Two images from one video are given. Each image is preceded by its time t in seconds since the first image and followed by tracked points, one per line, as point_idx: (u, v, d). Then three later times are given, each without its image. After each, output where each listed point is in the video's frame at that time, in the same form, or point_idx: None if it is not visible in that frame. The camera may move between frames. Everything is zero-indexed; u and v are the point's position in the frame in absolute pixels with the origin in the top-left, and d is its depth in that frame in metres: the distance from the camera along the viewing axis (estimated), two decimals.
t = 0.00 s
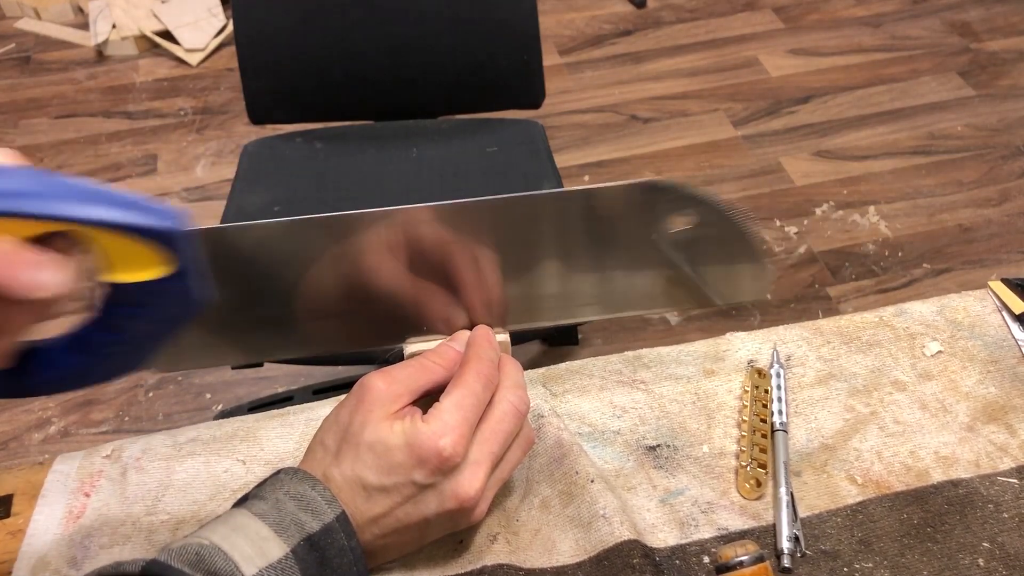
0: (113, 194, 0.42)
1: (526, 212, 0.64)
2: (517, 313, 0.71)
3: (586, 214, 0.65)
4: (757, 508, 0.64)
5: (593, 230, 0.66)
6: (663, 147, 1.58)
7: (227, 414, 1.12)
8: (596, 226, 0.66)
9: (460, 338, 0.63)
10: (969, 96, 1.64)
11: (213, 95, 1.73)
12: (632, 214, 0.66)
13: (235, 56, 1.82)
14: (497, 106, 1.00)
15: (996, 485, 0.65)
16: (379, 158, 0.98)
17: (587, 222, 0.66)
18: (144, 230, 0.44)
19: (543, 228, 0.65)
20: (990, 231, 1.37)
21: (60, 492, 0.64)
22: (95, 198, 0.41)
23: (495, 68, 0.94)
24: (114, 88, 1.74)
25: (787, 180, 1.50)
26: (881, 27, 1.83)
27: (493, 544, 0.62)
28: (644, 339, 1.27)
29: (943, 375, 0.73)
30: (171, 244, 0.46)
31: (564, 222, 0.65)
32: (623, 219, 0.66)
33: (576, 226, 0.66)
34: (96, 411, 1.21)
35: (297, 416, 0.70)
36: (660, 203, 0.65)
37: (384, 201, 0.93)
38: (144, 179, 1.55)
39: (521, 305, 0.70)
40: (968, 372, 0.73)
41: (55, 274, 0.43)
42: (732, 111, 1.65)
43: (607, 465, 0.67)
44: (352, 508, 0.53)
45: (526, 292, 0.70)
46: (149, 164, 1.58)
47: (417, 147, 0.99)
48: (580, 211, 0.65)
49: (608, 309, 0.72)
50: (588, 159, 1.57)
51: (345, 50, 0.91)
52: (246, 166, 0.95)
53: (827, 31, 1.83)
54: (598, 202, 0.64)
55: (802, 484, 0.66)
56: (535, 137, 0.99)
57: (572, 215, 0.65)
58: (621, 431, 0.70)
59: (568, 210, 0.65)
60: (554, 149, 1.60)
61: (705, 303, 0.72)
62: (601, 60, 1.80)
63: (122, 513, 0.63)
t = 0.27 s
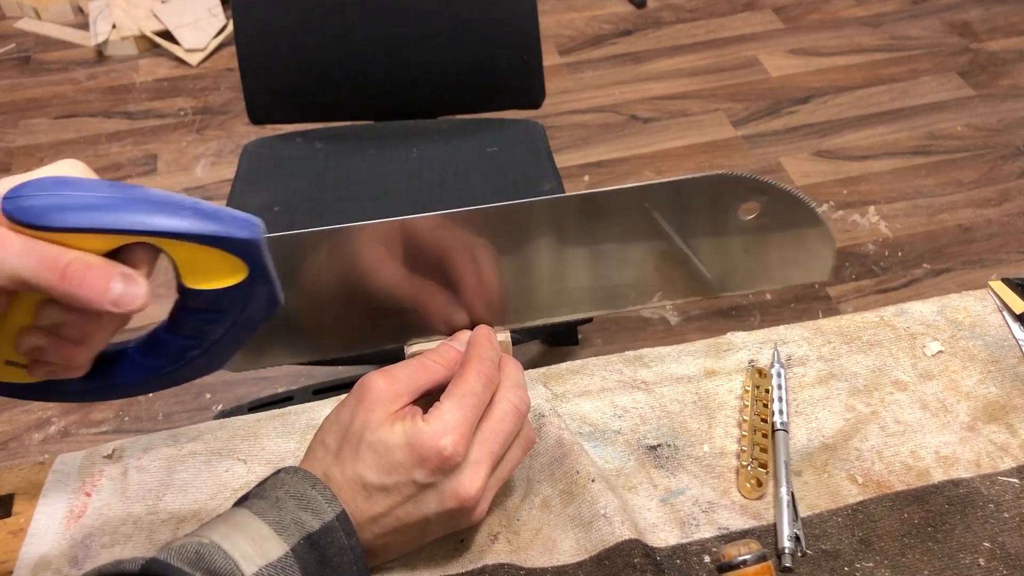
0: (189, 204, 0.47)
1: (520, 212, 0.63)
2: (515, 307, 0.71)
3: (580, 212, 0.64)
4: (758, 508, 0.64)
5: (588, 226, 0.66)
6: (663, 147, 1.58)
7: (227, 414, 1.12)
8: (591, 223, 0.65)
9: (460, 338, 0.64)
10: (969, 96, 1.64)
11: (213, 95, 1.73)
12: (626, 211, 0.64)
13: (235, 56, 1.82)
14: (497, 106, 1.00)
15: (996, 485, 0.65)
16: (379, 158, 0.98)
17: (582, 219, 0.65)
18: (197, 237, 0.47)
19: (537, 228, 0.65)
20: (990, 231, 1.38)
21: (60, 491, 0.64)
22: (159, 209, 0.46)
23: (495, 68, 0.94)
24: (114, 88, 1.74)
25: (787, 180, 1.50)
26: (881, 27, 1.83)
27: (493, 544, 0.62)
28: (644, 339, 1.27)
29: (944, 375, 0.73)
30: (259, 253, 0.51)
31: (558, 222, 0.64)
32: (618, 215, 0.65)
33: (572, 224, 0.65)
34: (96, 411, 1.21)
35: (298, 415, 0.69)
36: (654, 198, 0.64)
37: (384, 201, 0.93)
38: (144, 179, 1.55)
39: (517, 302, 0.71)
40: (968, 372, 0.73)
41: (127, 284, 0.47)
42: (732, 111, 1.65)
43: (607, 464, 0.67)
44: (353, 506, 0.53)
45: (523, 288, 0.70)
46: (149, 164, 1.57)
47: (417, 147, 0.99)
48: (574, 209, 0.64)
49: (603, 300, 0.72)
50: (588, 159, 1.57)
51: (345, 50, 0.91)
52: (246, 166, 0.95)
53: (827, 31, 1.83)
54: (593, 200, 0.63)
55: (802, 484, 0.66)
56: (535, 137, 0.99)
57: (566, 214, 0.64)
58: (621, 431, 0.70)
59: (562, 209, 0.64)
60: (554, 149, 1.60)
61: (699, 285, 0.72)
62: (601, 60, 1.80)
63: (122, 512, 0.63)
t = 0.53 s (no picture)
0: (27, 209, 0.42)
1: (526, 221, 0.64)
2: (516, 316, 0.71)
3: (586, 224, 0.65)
4: (758, 507, 0.64)
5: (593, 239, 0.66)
6: (663, 147, 1.58)
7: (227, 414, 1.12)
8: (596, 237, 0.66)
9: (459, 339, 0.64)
10: (969, 96, 1.64)
11: (213, 95, 1.73)
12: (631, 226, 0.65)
13: (235, 56, 1.82)
14: (498, 106, 1.00)
15: (997, 485, 0.65)
16: (380, 158, 0.98)
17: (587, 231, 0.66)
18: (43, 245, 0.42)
19: (537, 226, 0.65)
20: (990, 231, 1.38)
21: (61, 491, 0.64)
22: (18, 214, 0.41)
23: (495, 68, 0.94)
24: (114, 88, 1.74)
25: (787, 180, 1.50)
26: (881, 27, 1.83)
27: (495, 543, 0.62)
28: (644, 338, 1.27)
29: (944, 374, 0.73)
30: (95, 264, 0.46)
31: (559, 219, 0.65)
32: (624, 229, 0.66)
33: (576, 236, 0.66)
34: (96, 411, 1.21)
35: (299, 415, 0.69)
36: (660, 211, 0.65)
37: (385, 201, 0.93)
38: (143, 179, 1.55)
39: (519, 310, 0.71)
40: (969, 372, 0.73)
41: None
42: (732, 111, 1.65)
43: (608, 464, 0.67)
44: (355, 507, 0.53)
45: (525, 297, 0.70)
46: (149, 164, 1.57)
47: (417, 147, 0.99)
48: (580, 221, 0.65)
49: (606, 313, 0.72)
50: (589, 159, 1.57)
51: (346, 50, 0.91)
52: (247, 166, 0.95)
53: (827, 31, 1.83)
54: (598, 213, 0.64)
55: (803, 484, 0.66)
56: (536, 137, 0.99)
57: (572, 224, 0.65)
58: (622, 431, 0.70)
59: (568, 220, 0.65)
60: (554, 149, 1.60)
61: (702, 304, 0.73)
62: (601, 60, 1.80)
63: (123, 512, 0.63)
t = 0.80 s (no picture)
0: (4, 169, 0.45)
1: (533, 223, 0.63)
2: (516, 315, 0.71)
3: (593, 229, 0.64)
4: (757, 507, 0.64)
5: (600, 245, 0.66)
6: (663, 147, 1.58)
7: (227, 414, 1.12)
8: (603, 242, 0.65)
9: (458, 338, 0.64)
10: (969, 96, 1.64)
11: (213, 95, 1.73)
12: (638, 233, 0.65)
13: (235, 56, 1.82)
14: (498, 106, 1.00)
15: (996, 485, 0.65)
16: (379, 157, 0.98)
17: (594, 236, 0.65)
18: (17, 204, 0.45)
19: (542, 229, 0.64)
20: (990, 231, 1.38)
21: (60, 491, 0.64)
22: None
23: (495, 68, 0.94)
24: (114, 88, 1.74)
25: (787, 180, 1.50)
26: (881, 27, 1.83)
27: (494, 544, 0.62)
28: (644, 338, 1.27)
29: (943, 375, 0.73)
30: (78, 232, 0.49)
31: (565, 223, 0.64)
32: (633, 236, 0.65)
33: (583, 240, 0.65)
34: (96, 411, 1.21)
35: (298, 415, 0.69)
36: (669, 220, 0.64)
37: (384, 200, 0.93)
38: (143, 179, 1.55)
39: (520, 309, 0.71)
40: (968, 372, 0.73)
41: None
42: (732, 111, 1.65)
43: (607, 464, 0.67)
44: (352, 507, 0.53)
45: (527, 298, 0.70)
46: (149, 164, 1.57)
47: (417, 147, 0.99)
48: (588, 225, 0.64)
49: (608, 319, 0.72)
50: (588, 159, 1.57)
51: (346, 51, 0.91)
52: (246, 165, 0.95)
53: (827, 31, 1.83)
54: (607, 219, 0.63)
55: (802, 484, 0.66)
56: (536, 137, 0.99)
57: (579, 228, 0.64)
58: (621, 431, 0.70)
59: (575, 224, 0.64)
60: (554, 149, 1.60)
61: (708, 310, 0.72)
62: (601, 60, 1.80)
63: (122, 512, 0.63)
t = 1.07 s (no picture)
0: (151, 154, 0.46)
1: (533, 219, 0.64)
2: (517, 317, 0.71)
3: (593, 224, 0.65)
4: (757, 507, 0.64)
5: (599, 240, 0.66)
6: (663, 147, 1.58)
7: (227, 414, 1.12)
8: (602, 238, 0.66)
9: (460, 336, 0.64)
10: (969, 96, 1.64)
11: (213, 95, 1.73)
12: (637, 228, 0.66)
13: (235, 56, 1.82)
14: (498, 106, 1.00)
15: (996, 485, 0.65)
16: (379, 158, 0.98)
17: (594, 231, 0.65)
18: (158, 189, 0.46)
19: (542, 225, 0.64)
20: (990, 231, 1.38)
21: (60, 491, 0.64)
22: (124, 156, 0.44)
23: (495, 68, 0.94)
24: (114, 88, 1.74)
25: (787, 180, 1.50)
26: (881, 27, 1.83)
27: (493, 544, 0.62)
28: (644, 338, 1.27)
29: (943, 375, 0.73)
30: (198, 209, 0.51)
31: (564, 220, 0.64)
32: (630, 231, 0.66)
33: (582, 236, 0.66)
34: (96, 411, 1.21)
35: (298, 416, 0.69)
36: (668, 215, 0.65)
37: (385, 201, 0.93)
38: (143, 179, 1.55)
39: (520, 310, 0.71)
40: (968, 373, 0.73)
41: (91, 233, 0.39)
42: (732, 111, 1.65)
43: (607, 464, 0.68)
44: (353, 507, 0.53)
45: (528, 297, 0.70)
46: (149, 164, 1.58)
47: (417, 147, 0.99)
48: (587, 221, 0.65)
49: (610, 319, 0.72)
50: (588, 159, 1.57)
51: (345, 51, 0.91)
52: (247, 166, 0.95)
53: (827, 31, 1.83)
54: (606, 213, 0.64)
55: (802, 484, 0.66)
56: (535, 137, 0.99)
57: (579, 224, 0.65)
58: (621, 431, 0.70)
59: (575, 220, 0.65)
60: (553, 149, 1.60)
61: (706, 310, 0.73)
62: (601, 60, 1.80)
63: (122, 512, 0.63)
